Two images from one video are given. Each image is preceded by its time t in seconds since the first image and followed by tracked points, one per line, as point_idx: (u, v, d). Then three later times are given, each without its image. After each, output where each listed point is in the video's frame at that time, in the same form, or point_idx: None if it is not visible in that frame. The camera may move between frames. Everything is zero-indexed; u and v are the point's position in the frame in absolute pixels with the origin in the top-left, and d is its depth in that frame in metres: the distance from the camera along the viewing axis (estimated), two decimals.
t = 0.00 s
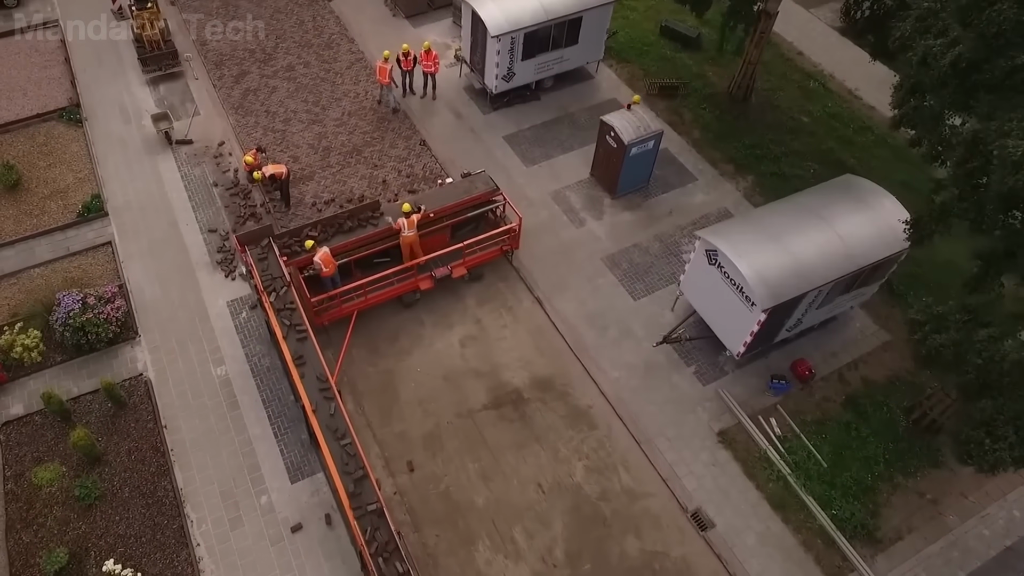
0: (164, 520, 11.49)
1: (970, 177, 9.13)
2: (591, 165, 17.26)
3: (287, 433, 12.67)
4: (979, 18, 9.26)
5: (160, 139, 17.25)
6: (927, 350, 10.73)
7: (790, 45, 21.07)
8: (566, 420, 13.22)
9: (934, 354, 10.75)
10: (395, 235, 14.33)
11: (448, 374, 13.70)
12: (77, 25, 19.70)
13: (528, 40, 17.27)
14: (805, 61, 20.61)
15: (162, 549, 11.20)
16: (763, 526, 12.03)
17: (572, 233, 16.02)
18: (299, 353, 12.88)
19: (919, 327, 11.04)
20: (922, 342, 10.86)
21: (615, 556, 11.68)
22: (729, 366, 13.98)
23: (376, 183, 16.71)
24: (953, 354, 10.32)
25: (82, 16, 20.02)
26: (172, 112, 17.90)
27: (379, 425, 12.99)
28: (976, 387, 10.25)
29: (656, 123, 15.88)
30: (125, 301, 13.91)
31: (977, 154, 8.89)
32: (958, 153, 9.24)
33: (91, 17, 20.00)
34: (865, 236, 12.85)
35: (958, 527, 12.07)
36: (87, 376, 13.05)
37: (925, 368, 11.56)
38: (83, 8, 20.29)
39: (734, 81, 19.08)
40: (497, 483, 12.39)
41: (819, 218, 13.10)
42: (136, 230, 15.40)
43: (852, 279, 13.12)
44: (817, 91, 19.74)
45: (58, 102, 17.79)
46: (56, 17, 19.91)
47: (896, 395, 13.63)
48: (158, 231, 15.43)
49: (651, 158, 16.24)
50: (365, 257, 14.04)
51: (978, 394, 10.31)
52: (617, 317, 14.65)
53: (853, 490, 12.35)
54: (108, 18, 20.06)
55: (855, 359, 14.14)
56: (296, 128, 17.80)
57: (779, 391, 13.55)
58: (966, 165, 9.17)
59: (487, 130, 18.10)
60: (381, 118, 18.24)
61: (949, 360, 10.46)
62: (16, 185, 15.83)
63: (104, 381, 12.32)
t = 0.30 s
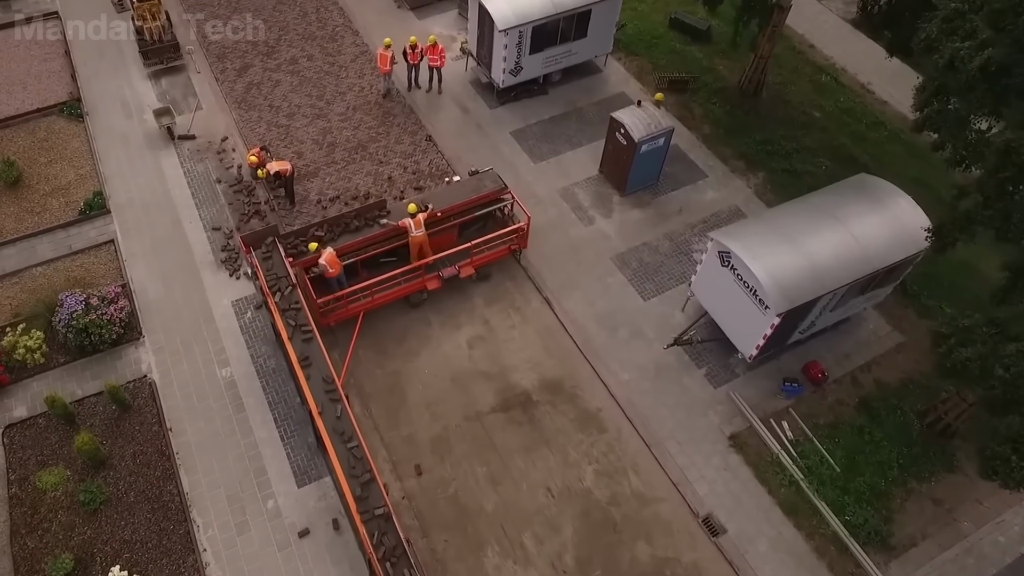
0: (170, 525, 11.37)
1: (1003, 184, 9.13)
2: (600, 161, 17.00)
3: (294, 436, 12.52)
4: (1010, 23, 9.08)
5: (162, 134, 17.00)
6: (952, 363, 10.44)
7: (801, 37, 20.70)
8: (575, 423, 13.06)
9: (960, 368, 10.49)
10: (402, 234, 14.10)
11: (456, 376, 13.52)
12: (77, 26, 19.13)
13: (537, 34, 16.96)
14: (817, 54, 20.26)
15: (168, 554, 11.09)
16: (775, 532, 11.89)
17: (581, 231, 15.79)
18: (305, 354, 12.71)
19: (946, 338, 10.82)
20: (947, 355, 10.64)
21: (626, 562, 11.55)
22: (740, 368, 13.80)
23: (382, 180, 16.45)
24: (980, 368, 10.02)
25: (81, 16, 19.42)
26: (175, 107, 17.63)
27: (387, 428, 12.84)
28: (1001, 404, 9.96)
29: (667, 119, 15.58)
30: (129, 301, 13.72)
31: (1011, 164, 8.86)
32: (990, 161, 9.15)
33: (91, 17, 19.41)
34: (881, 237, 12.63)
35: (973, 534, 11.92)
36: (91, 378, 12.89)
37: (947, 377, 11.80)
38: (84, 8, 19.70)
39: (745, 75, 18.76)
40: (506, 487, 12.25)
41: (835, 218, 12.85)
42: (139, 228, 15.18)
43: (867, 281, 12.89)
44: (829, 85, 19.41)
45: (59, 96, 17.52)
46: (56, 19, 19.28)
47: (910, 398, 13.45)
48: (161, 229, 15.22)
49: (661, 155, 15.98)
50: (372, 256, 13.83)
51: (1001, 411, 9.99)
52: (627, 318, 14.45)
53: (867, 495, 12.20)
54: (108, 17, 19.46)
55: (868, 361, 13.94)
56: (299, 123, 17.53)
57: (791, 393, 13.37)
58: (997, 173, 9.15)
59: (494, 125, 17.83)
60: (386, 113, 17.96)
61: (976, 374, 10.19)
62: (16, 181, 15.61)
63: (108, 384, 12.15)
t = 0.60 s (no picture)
0: (175, 534, 11.22)
1: None
2: (608, 159, 16.70)
3: (300, 441, 12.35)
4: None
5: (164, 130, 16.71)
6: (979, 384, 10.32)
7: (813, 31, 20.31)
8: (585, 428, 12.88)
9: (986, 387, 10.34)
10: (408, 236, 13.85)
11: (464, 380, 13.33)
12: (76, 25, 18.65)
13: (545, 29, 16.61)
14: (829, 48, 19.88)
15: (173, 563, 10.95)
16: (787, 541, 11.73)
17: (590, 231, 15.53)
18: (310, 358, 12.52)
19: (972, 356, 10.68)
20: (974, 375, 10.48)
21: (636, 572, 11.40)
22: (752, 373, 13.59)
23: (387, 178, 16.18)
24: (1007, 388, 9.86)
25: (78, 16, 18.90)
26: (176, 102, 17.33)
27: (393, 433, 12.67)
28: None
29: (678, 118, 15.26)
30: (131, 303, 13.51)
31: None
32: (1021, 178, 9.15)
33: (90, 15, 18.97)
34: (898, 241, 12.37)
35: (989, 543, 11.75)
36: (93, 382, 12.71)
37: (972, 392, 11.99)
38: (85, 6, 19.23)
39: (756, 70, 18.40)
40: (515, 494, 12.09)
41: (851, 221, 12.58)
42: (141, 227, 14.95)
43: (883, 286, 12.64)
44: (842, 80, 19.05)
45: (58, 91, 17.23)
46: (56, 16, 18.85)
47: (924, 404, 13.24)
48: (163, 228, 14.98)
49: (671, 154, 15.68)
50: (378, 258, 13.59)
51: None
52: (636, 321, 14.23)
53: (881, 504, 12.02)
54: (108, 18, 18.94)
55: (881, 365, 13.72)
56: (303, 119, 17.24)
57: (803, 399, 13.17)
58: None
59: (500, 122, 17.52)
60: (391, 109, 17.65)
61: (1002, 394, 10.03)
62: (16, 179, 15.36)
63: (111, 390, 11.97)
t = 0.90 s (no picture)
0: (179, 546, 11.06)
1: None
2: (618, 159, 16.40)
3: (305, 450, 12.17)
4: None
5: (165, 129, 16.42)
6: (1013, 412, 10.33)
7: (827, 26, 19.90)
8: (595, 437, 12.68)
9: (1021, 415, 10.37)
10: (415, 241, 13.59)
11: (472, 388, 13.12)
12: (76, 25, 18.22)
13: (554, 25, 16.25)
14: (843, 44, 19.48)
15: None
16: (801, 554, 11.55)
17: (600, 234, 15.26)
18: (315, 365, 12.31)
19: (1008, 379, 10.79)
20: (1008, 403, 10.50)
21: None
22: (765, 381, 13.38)
23: (393, 178, 15.90)
24: None
25: (78, 15, 18.45)
26: (177, 99, 17.01)
27: (401, 442, 12.47)
28: None
29: (691, 118, 14.94)
30: (134, 308, 13.29)
31: None
32: None
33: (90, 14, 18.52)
34: (917, 248, 12.09)
35: (1006, 557, 11.56)
36: (96, 389, 12.52)
37: (1002, 409, 13.03)
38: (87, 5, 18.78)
39: (769, 68, 18.02)
40: (525, 505, 11.90)
41: (868, 227, 12.30)
42: (143, 229, 14.70)
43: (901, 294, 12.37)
44: (856, 77, 18.66)
45: (58, 88, 16.92)
46: (57, 16, 18.37)
47: (940, 413, 13.01)
48: (166, 230, 14.73)
49: (683, 155, 15.37)
50: (385, 264, 13.34)
51: None
52: (647, 327, 13.98)
53: (897, 516, 11.81)
54: (109, 18, 18.48)
55: (896, 373, 13.49)
56: (307, 118, 16.93)
57: (817, 408, 12.95)
58: None
59: (508, 120, 17.19)
60: (397, 106, 17.33)
61: None
62: (16, 179, 15.09)
63: (114, 398, 11.77)
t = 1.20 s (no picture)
0: (185, 560, 10.87)
1: None
2: (630, 160, 16.02)
3: (312, 462, 11.95)
4: None
5: (167, 127, 16.05)
6: None
7: (843, 21, 19.42)
8: (607, 448, 12.44)
9: None
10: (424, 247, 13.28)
11: (481, 397, 12.87)
12: (76, 25, 17.70)
13: (565, 22, 15.82)
14: (860, 40, 19.01)
15: None
16: (817, 570, 11.34)
17: (611, 237, 14.93)
18: (321, 374, 12.04)
19: None
20: None
21: None
22: (780, 391, 13.11)
23: (400, 179, 15.55)
24: None
25: (78, 16, 17.91)
26: (179, 96, 16.63)
27: (409, 453, 12.24)
28: None
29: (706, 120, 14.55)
30: (136, 315, 13.01)
31: None
32: None
33: (89, 14, 17.97)
34: (940, 258, 11.78)
35: None
36: (98, 399, 12.27)
37: None
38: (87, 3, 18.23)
39: (784, 65, 17.58)
40: (536, 519, 11.69)
41: (890, 236, 11.98)
42: (145, 231, 14.39)
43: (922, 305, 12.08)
44: (874, 74, 18.22)
45: (57, 84, 16.54)
46: (57, 17, 17.82)
47: (960, 424, 12.76)
48: (168, 232, 14.43)
49: (697, 157, 15.00)
50: (392, 270, 13.04)
51: None
52: (660, 334, 13.70)
53: (915, 531, 11.59)
54: (109, 18, 17.93)
55: (914, 383, 13.22)
56: (312, 115, 16.55)
57: (834, 419, 12.69)
58: None
59: (517, 118, 16.81)
60: (403, 103, 16.94)
61: None
62: (15, 180, 14.77)
63: (117, 409, 11.53)
